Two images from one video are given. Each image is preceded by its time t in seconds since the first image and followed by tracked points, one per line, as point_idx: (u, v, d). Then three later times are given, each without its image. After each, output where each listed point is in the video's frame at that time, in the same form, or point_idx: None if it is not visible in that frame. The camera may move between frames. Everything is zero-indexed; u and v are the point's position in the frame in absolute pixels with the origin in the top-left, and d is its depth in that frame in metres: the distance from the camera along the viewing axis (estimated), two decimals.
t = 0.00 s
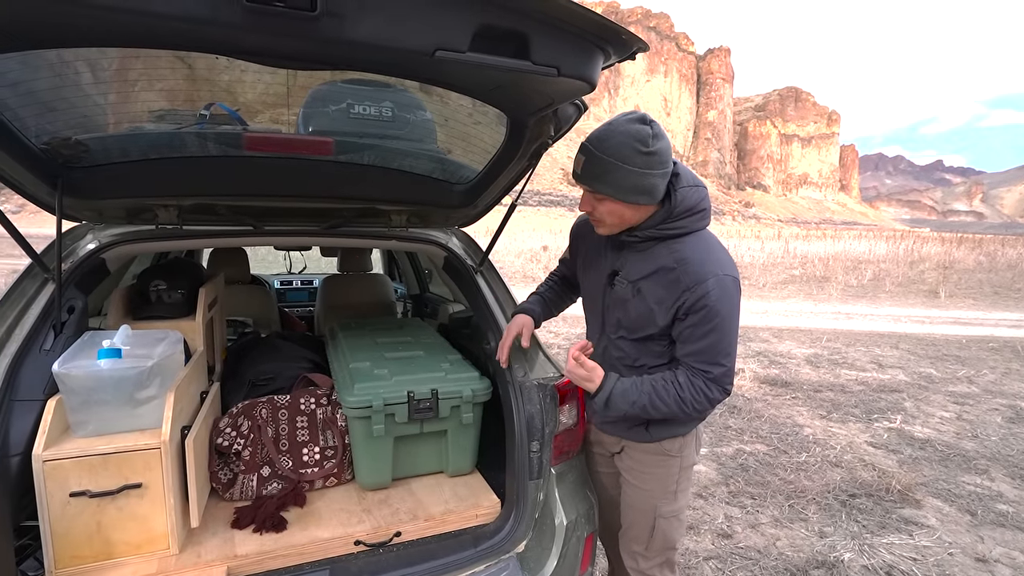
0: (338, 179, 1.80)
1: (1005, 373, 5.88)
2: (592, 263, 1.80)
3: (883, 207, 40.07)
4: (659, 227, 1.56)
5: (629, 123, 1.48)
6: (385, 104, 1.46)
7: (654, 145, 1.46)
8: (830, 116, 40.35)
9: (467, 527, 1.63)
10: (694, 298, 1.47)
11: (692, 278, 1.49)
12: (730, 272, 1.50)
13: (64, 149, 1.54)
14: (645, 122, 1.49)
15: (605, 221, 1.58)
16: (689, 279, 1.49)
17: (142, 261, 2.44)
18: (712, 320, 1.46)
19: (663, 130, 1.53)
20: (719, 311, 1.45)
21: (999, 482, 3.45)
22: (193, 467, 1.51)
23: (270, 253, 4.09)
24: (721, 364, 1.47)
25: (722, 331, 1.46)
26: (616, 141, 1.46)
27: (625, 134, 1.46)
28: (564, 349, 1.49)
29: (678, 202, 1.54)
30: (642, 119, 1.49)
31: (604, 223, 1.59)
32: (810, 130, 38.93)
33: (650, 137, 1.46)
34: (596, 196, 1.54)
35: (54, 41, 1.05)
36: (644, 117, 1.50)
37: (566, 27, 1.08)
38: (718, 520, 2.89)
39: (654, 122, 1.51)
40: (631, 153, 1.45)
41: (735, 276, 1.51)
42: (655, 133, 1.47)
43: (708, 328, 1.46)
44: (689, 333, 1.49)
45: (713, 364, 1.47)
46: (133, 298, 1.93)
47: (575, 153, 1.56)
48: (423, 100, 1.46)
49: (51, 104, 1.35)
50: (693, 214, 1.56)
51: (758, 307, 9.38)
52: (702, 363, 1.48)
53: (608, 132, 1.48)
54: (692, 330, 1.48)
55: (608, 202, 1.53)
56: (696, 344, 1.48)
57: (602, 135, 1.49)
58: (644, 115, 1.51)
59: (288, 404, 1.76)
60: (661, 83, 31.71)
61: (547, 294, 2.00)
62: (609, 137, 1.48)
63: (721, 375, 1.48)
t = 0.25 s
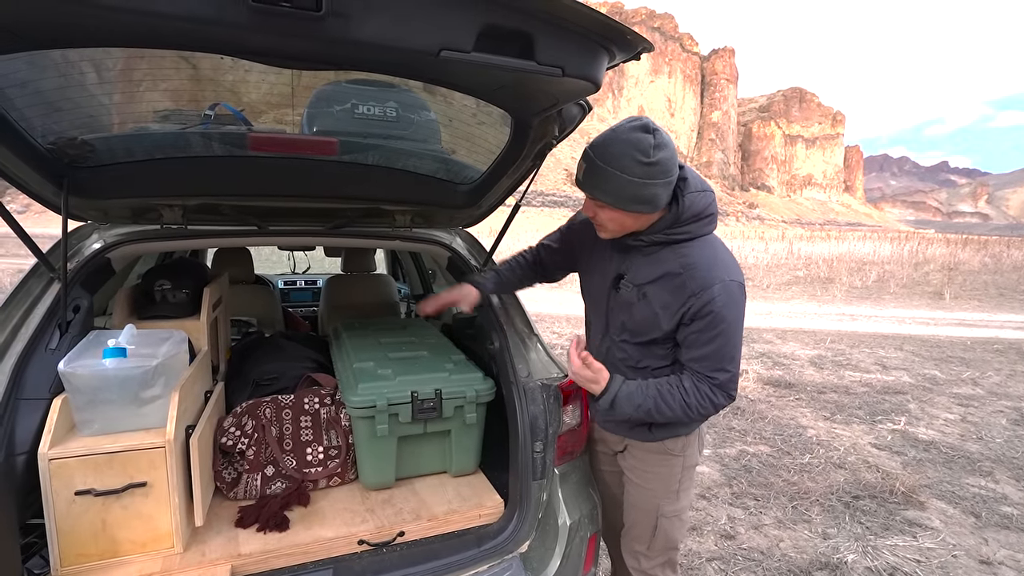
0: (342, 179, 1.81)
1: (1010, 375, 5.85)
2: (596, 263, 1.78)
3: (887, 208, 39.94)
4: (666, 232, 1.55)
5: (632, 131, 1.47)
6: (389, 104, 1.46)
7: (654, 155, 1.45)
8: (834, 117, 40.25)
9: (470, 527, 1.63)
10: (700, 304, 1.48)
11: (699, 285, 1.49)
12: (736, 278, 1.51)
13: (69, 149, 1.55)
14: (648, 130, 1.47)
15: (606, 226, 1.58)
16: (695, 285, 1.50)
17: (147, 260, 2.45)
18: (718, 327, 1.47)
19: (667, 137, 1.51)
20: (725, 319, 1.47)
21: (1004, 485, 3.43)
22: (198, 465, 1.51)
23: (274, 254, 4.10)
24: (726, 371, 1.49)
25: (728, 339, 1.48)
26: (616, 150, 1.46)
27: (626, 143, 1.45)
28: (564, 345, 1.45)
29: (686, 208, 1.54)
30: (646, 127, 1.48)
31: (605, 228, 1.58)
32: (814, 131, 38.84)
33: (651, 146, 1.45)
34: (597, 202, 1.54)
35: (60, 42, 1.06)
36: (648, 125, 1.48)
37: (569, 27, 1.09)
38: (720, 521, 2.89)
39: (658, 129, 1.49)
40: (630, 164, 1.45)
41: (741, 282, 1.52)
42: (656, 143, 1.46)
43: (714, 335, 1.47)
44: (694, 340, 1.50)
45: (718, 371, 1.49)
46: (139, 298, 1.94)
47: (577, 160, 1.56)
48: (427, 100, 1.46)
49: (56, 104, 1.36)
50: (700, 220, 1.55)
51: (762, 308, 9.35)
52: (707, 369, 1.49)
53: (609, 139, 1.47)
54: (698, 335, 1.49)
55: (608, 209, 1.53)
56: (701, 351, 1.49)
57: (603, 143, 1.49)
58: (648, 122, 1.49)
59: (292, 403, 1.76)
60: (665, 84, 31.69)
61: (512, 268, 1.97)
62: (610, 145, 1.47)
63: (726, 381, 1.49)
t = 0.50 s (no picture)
0: (342, 176, 1.81)
1: (1009, 373, 5.85)
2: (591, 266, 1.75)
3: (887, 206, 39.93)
4: (666, 231, 1.55)
5: (628, 133, 1.46)
6: (389, 100, 1.46)
7: (651, 157, 1.45)
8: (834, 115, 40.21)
9: (469, 524, 1.63)
10: (709, 298, 1.50)
11: (706, 279, 1.50)
12: (738, 270, 1.54)
13: (67, 145, 1.54)
14: (644, 132, 1.46)
15: (603, 229, 1.56)
16: (703, 278, 1.51)
17: (146, 257, 2.44)
18: (729, 318, 1.49)
19: (663, 138, 1.50)
20: (735, 310, 1.49)
21: (1002, 482, 3.44)
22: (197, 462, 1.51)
23: (274, 251, 4.10)
24: (740, 359, 1.50)
25: (739, 328, 1.50)
26: (612, 152, 1.45)
27: (622, 146, 1.45)
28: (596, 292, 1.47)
29: (685, 206, 1.54)
30: (642, 128, 1.47)
31: (603, 230, 1.57)
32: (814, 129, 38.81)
33: (648, 148, 1.44)
34: (593, 205, 1.52)
35: (59, 37, 1.05)
36: (643, 126, 1.48)
37: (570, 23, 1.08)
38: (719, 518, 2.89)
39: (654, 130, 1.48)
40: (626, 166, 1.44)
41: (742, 274, 1.55)
42: (653, 144, 1.45)
43: (725, 327, 1.49)
44: (709, 328, 1.50)
45: (733, 360, 1.50)
46: (137, 294, 1.93)
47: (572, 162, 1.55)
48: (427, 97, 1.45)
49: (55, 99, 1.35)
50: (700, 216, 1.57)
51: (762, 306, 9.36)
52: (724, 353, 1.50)
53: (605, 142, 1.46)
54: (709, 328, 1.50)
55: (606, 211, 1.51)
56: (715, 341, 1.50)
57: (599, 145, 1.48)
58: (643, 123, 1.48)
59: (291, 400, 1.76)
60: (665, 81, 31.66)
61: (486, 258, 1.93)
62: (605, 148, 1.47)
63: (741, 369, 1.51)
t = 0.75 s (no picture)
0: (341, 176, 1.80)
1: (1009, 372, 5.85)
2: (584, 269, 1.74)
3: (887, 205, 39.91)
4: (662, 229, 1.55)
5: (621, 132, 1.46)
6: (387, 100, 1.46)
7: (645, 156, 1.45)
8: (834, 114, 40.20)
9: (468, 524, 1.63)
10: (712, 293, 1.49)
11: (707, 273, 1.50)
12: (735, 260, 1.54)
13: (66, 145, 1.54)
14: (637, 131, 1.47)
15: (597, 229, 1.55)
16: (704, 273, 1.50)
17: (146, 257, 2.44)
18: (732, 310, 1.49)
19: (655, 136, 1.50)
20: (738, 301, 1.49)
21: (1002, 482, 3.43)
22: (195, 462, 1.51)
23: (274, 250, 4.10)
24: (747, 348, 1.50)
25: (743, 319, 1.50)
26: (606, 151, 1.45)
27: (616, 145, 1.45)
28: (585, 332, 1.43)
29: (679, 203, 1.54)
30: (635, 127, 1.47)
31: (597, 231, 1.56)
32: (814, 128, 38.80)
33: (643, 147, 1.44)
34: (588, 205, 1.52)
35: (57, 37, 1.05)
36: (637, 125, 1.48)
37: (568, 23, 1.08)
38: (719, 518, 2.89)
39: (647, 129, 1.48)
40: (621, 165, 1.44)
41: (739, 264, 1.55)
42: (647, 143, 1.46)
43: (730, 319, 1.49)
44: (714, 323, 1.50)
45: (740, 351, 1.50)
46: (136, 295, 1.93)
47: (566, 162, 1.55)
48: (426, 96, 1.45)
49: (54, 99, 1.35)
50: (693, 212, 1.57)
51: (761, 305, 9.35)
52: (730, 348, 1.50)
53: (598, 141, 1.46)
54: (714, 322, 1.50)
55: (600, 211, 1.51)
56: (722, 335, 1.50)
57: (593, 145, 1.48)
58: (636, 123, 1.49)
59: (290, 400, 1.76)
60: (665, 81, 31.66)
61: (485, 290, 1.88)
62: (600, 147, 1.47)
63: (749, 358, 1.51)
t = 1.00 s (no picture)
0: (341, 181, 1.81)
1: (1012, 377, 5.83)
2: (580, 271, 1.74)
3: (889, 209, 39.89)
4: (654, 236, 1.54)
5: (613, 135, 1.47)
6: (388, 105, 1.46)
7: (637, 157, 1.46)
8: (835, 118, 40.23)
9: (467, 529, 1.63)
10: (702, 298, 1.49)
11: (698, 279, 1.50)
12: (728, 265, 1.54)
13: (69, 150, 1.55)
14: (629, 133, 1.47)
15: (591, 232, 1.55)
16: (695, 278, 1.50)
17: (147, 261, 2.45)
18: (723, 315, 1.49)
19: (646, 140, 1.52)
20: (729, 307, 1.49)
21: (1005, 487, 3.42)
22: (195, 466, 1.51)
23: (275, 254, 4.10)
24: (739, 354, 1.50)
25: (735, 325, 1.50)
26: (598, 154, 1.46)
27: (608, 146, 1.46)
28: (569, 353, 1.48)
29: (672, 208, 1.55)
30: (626, 131, 1.48)
31: (590, 234, 1.56)
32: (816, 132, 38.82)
33: (634, 148, 1.45)
34: (582, 207, 1.52)
35: (61, 44, 1.06)
36: (628, 128, 1.49)
37: (566, 30, 1.09)
38: (720, 523, 2.88)
39: (638, 132, 1.49)
40: (614, 166, 1.45)
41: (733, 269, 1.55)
42: (638, 145, 1.47)
43: (721, 324, 1.49)
44: (704, 330, 1.51)
45: (731, 357, 1.50)
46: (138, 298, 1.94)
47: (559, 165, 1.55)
48: (428, 101, 1.46)
49: (58, 105, 1.36)
50: (686, 217, 1.57)
51: (763, 309, 9.34)
52: (720, 354, 1.50)
53: (591, 143, 1.47)
54: (705, 327, 1.50)
55: (594, 213, 1.51)
56: (712, 341, 1.50)
57: (585, 147, 1.48)
58: (627, 126, 1.50)
59: (290, 404, 1.76)
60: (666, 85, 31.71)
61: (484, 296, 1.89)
62: (592, 149, 1.47)
63: (740, 364, 1.51)
